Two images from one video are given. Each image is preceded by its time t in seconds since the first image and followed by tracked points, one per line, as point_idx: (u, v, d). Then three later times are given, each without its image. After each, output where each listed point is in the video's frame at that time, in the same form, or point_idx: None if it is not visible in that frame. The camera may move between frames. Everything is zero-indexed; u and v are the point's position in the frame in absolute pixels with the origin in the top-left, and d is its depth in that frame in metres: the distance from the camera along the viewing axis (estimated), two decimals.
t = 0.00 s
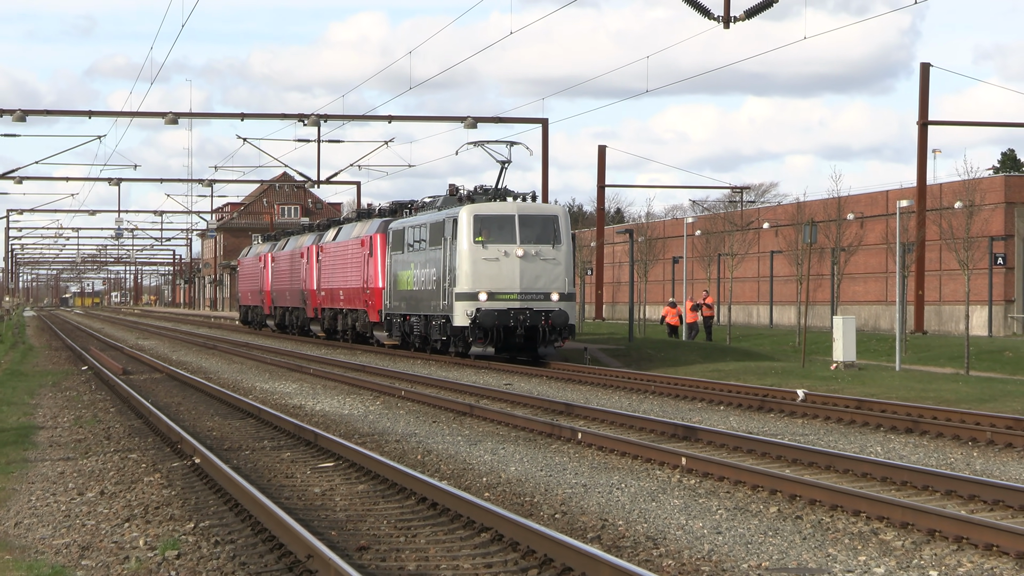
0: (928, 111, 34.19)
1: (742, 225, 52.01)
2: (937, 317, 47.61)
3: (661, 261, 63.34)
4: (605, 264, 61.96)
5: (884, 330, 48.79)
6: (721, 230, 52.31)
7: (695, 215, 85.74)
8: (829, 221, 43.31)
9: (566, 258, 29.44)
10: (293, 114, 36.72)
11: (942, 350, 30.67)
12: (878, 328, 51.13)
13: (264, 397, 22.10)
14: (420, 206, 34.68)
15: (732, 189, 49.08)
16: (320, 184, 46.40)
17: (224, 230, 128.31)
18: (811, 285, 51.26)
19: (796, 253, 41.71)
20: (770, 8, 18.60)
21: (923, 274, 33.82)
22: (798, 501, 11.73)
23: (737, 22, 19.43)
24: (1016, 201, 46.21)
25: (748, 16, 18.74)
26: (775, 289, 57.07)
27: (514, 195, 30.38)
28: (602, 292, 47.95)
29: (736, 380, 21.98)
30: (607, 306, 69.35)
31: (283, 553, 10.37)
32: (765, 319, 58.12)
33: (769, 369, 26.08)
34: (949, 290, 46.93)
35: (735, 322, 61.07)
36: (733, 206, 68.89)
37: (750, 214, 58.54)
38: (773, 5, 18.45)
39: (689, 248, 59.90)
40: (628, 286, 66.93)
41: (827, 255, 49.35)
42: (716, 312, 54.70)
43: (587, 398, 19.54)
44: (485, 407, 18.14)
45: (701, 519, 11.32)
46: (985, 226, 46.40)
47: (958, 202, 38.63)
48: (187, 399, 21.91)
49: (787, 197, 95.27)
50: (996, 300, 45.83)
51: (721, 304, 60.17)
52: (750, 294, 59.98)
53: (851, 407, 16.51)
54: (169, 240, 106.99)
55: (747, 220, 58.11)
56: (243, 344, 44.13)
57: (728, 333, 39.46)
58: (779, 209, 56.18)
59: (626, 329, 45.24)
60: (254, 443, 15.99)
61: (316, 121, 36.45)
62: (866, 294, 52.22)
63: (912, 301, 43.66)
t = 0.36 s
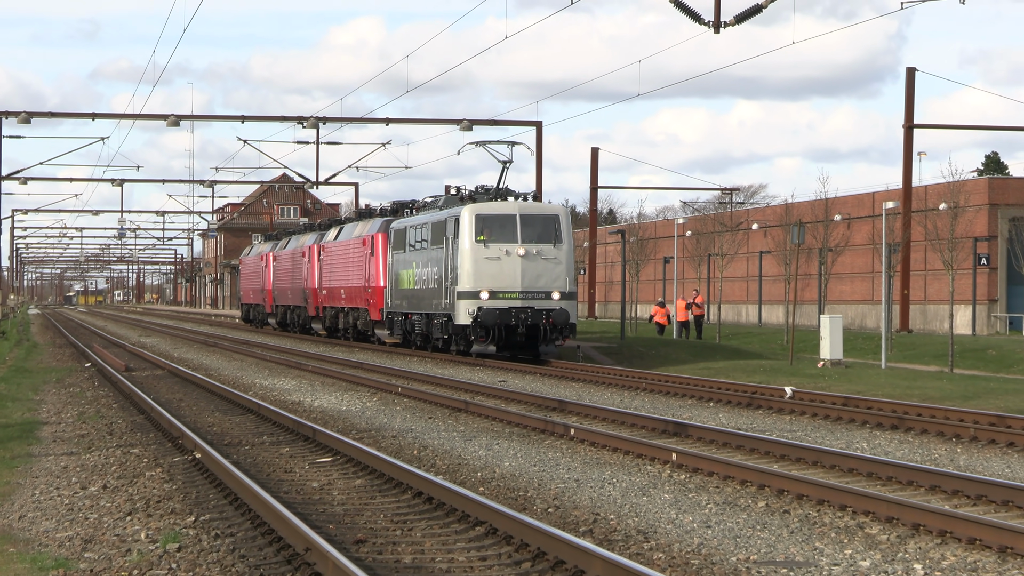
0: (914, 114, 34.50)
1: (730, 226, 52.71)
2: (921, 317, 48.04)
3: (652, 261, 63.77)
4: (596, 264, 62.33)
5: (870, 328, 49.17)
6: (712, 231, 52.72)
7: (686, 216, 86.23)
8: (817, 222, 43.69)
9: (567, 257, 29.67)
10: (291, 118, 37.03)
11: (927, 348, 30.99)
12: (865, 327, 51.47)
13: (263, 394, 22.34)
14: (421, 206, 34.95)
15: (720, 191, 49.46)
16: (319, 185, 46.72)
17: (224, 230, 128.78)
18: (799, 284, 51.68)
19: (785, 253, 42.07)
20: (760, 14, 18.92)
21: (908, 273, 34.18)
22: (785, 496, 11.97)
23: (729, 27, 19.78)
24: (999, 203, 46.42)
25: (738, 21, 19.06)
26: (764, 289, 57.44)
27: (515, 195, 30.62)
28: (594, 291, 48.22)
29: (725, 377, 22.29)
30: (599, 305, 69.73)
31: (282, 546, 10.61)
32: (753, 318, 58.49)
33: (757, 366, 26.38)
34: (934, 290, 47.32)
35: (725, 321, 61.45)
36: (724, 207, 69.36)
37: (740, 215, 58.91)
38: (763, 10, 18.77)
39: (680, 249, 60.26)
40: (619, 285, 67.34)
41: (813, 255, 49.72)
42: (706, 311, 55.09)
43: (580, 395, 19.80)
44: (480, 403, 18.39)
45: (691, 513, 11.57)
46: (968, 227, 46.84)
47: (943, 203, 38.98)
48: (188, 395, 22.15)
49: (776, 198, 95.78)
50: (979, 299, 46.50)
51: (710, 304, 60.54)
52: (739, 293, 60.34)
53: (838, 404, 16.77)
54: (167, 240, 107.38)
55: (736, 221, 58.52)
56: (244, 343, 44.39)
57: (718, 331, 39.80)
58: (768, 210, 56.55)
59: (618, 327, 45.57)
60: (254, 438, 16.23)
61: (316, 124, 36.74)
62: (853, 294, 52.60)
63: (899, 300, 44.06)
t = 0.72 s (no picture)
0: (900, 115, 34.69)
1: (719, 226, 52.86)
2: (906, 315, 48.31)
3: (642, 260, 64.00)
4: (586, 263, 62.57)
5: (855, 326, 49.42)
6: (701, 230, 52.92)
7: (675, 216, 86.49)
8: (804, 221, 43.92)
9: (566, 256, 29.92)
10: (288, 119, 37.24)
11: (912, 345, 31.22)
12: (851, 325, 51.70)
13: (261, 390, 22.56)
14: (420, 205, 35.13)
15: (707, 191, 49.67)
16: (315, 185, 46.91)
17: (222, 230, 129.12)
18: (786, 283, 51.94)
19: (772, 252, 42.30)
20: (748, 17, 19.12)
21: (893, 272, 34.38)
22: (773, 491, 12.19)
23: (718, 31, 19.99)
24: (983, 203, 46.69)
25: (727, 25, 19.24)
26: (752, 288, 57.69)
27: (514, 194, 30.83)
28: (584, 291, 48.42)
29: (713, 374, 22.53)
30: (590, 304, 69.99)
31: (278, 540, 10.82)
32: (741, 316, 58.73)
33: (745, 364, 26.62)
34: (918, 289, 47.57)
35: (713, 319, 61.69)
36: (713, 206, 69.63)
37: (729, 215, 59.14)
38: (750, 14, 18.97)
39: (669, 248, 60.52)
40: (611, 284, 67.58)
41: (800, 255, 49.95)
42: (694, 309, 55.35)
43: (571, 392, 20.03)
44: (473, 400, 18.62)
45: (680, 508, 11.78)
46: (952, 227, 47.14)
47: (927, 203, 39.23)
48: (186, 392, 22.36)
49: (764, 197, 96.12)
50: (964, 298, 46.70)
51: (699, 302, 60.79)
52: (727, 292, 60.56)
53: (824, 400, 17.00)
54: (162, 239, 107.60)
55: (724, 222, 58.74)
56: (242, 341, 44.58)
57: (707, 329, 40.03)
58: (755, 210, 56.78)
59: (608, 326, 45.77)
60: (251, 434, 16.44)
61: (312, 125, 36.94)
62: (840, 293, 52.85)
63: (884, 299, 44.31)
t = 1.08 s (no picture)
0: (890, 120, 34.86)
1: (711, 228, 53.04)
2: (896, 316, 48.51)
3: (635, 263, 64.18)
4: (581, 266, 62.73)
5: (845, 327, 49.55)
6: (693, 233, 53.10)
7: (668, 219, 86.75)
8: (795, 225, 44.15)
9: (569, 257, 30.03)
10: (287, 124, 37.43)
11: (902, 347, 31.33)
12: (841, 327, 51.90)
13: (259, 392, 22.71)
14: (422, 207, 35.31)
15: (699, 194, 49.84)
16: (314, 188, 47.10)
17: (222, 233, 129.40)
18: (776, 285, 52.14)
19: (764, 255, 42.49)
20: (740, 24, 19.25)
21: (883, 274, 34.51)
22: (764, 490, 12.35)
23: (710, 37, 20.14)
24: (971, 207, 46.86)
25: (718, 31, 19.36)
26: (744, 289, 57.87)
27: (516, 196, 30.95)
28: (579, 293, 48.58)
29: (706, 375, 22.71)
30: (585, 306, 70.18)
31: (276, 538, 10.97)
32: (733, 318, 58.91)
33: (737, 366, 26.80)
34: (908, 291, 47.79)
35: (705, 321, 61.87)
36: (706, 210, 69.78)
37: (721, 218, 59.33)
38: (742, 20, 19.10)
39: (662, 251, 60.70)
40: (604, 287, 67.76)
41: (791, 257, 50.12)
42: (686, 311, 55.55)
43: (566, 392, 20.19)
44: (469, 401, 18.79)
45: (673, 507, 11.93)
46: (940, 229, 47.36)
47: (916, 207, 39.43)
48: (186, 393, 22.52)
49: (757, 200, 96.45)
50: (953, 300, 46.91)
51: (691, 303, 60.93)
52: (720, 293, 60.73)
53: (815, 400, 17.16)
54: (160, 241, 107.85)
55: (715, 225, 58.88)
56: (243, 341, 44.67)
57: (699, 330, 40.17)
58: (748, 213, 56.97)
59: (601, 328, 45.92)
60: (250, 434, 16.60)
61: (310, 130, 37.11)
62: (830, 295, 53.01)
63: (873, 301, 44.54)
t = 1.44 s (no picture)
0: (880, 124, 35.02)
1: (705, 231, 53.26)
2: (886, 318, 48.72)
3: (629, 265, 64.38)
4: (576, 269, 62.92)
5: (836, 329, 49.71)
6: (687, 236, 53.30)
7: (662, 221, 86.95)
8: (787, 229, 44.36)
9: (573, 259, 30.18)
10: (286, 128, 37.60)
11: (893, 347, 31.48)
12: (832, 328, 52.10)
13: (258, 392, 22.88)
14: (425, 209, 35.44)
15: (693, 198, 50.01)
16: (313, 191, 47.24)
17: (222, 235, 129.60)
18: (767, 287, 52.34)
19: (756, 257, 42.68)
20: (732, 29, 19.34)
21: (873, 276, 34.65)
22: (756, 490, 12.52)
23: (703, 42, 20.27)
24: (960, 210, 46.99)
25: (711, 36, 19.44)
26: (737, 291, 58.05)
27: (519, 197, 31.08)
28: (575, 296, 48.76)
29: (699, 376, 22.89)
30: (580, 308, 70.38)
31: (275, 537, 11.14)
32: (726, 319, 59.11)
33: (730, 367, 26.96)
34: (898, 292, 47.99)
35: (699, 322, 62.07)
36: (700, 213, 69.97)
37: (714, 221, 59.51)
38: (734, 26, 19.19)
39: (656, 253, 60.93)
40: (599, 288, 67.98)
41: (783, 260, 50.27)
42: (679, 313, 55.74)
43: (561, 393, 20.36)
44: (465, 402, 18.96)
45: (667, 506, 12.10)
46: (930, 232, 47.55)
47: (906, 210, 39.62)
48: (187, 394, 22.68)
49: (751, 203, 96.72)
50: (942, 301, 47.14)
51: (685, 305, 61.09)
52: (713, 295, 60.89)
53: (807, 401, 17.34)
54: (159, 243, 107.99)
55: (708, 228, 59.03)
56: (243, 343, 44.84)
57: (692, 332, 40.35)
58: (740, 216, 57.16)
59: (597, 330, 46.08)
60: (249, 434, 16.76)
61: (309, 134, 37.28)
62: (821, 296, 53.19)
63: (864, 303, 44.76)
